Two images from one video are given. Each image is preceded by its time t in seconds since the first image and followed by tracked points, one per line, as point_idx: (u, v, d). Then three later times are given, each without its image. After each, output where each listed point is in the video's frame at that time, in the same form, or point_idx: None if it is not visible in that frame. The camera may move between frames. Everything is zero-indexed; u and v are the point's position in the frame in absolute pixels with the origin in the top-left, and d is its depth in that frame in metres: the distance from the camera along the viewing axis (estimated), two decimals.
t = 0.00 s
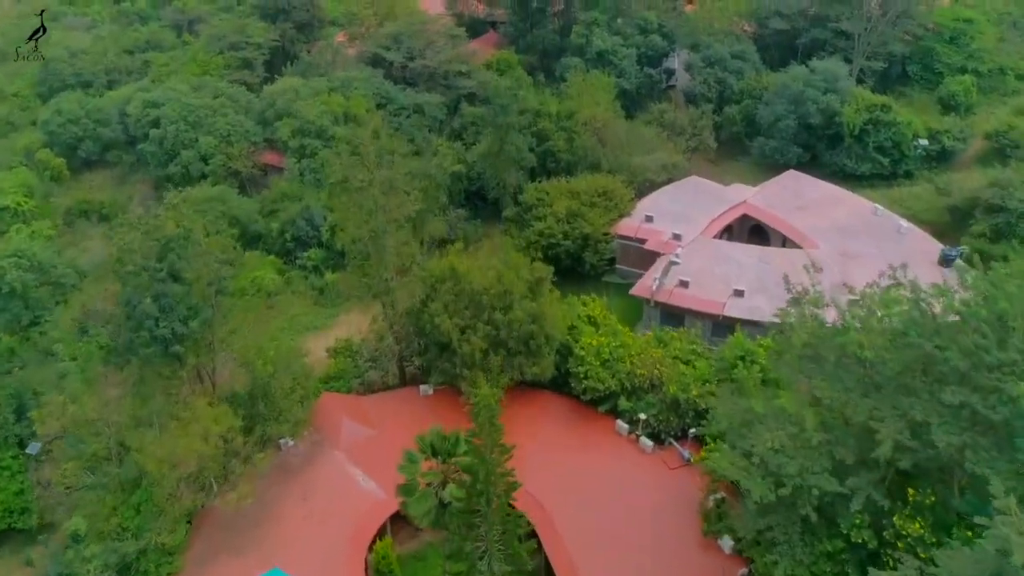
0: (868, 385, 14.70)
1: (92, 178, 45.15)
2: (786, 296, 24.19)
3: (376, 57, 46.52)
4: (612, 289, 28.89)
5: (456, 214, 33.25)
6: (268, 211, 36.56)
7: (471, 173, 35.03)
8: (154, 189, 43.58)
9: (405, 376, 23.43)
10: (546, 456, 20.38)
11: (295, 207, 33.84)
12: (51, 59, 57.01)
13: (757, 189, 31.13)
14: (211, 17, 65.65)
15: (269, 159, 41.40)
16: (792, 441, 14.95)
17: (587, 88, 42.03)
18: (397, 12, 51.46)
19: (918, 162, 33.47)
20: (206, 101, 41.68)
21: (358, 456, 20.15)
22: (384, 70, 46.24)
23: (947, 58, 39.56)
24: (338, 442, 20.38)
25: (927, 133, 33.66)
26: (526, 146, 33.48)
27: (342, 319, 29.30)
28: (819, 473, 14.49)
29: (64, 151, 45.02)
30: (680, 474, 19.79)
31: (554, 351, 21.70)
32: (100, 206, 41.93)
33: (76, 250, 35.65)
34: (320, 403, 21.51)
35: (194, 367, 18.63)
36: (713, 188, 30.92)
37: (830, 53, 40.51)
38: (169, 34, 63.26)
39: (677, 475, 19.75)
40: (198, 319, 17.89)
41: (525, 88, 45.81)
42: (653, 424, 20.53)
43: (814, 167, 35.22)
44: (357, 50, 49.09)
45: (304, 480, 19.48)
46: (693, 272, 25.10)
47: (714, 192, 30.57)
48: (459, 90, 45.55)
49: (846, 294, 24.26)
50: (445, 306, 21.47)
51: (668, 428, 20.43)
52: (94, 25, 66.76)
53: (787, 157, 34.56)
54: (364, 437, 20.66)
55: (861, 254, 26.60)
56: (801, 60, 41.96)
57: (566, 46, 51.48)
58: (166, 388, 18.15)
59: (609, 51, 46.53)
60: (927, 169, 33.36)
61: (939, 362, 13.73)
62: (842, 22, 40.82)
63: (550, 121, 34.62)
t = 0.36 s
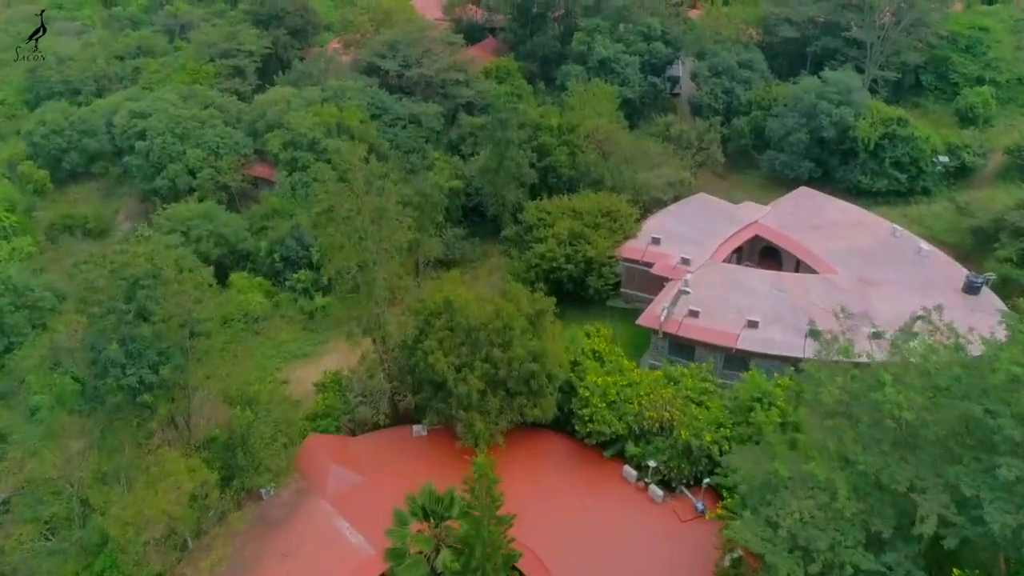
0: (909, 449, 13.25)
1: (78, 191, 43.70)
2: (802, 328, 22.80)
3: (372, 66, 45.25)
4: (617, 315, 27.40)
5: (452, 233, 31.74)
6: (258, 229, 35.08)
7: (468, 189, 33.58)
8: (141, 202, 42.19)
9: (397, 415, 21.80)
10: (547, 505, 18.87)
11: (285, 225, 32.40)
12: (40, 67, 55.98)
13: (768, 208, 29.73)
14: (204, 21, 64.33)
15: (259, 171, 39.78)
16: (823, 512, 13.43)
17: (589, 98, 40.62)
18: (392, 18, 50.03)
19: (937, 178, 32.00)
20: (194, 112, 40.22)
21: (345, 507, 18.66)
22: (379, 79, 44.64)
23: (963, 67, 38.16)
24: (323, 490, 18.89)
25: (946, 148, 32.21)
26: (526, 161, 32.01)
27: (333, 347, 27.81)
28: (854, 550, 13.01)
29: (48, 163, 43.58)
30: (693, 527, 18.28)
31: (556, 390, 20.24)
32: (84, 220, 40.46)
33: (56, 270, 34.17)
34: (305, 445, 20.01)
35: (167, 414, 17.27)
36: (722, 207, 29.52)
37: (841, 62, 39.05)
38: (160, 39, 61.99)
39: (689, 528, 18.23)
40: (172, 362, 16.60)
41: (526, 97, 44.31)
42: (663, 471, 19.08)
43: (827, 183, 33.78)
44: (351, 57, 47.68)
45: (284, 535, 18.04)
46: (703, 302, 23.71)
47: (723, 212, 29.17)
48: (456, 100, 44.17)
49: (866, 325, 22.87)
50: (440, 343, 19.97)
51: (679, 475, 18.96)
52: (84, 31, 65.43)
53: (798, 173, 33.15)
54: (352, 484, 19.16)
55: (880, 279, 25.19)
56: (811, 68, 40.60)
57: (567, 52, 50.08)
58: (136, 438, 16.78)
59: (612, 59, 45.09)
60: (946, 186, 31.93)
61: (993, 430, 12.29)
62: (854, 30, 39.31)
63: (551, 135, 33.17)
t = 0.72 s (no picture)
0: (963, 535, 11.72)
1: (61, 204, 42.19)
2: (822, 365, 21.28)
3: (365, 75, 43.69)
4: (622, 344, 25.85)
5: (449, 253, 30.19)
6: (246, 247, 33.59)
7: (466, 207, 32.08)
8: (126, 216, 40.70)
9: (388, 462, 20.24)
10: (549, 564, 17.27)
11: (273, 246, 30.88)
12: (25, 74, 54.66)
13: (781, 228, 28.21)
14: (195, 26, 62.92)
15: (248, 185, 38.14)
16: None
17: (592, 110, 39.19)
18: (388, 24, 48.54)
19: (958, 198, 30.55)
20: (180, 123, 38.64)
21: (329, 569, 17.25)
22: (374, 88, 43.10)
23: (980, 78, 36.80)
24: (308, 551, 17.53)
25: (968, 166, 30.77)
26: (526, 178, 30.46)
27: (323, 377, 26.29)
28: None
29: (30, 176, 42.05)
30: None
31: (559, 437, 18.73)
32: (66, 236, 38.91)
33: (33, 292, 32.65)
34: (288, 497, 18.57)
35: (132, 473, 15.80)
36: (733, 227, 28.02)
37: (854, 72, 37.65)
38: (151, 44, 60.69)
39: None
40: (136, 419, 15.18)
41: (526, 107, 42.84)
42: (676, 528, 17.56)
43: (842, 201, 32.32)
44: (344, 65, 46.27)
45: None
46: (716, 336, 22.19)
47: (734, 233, 27.64)
48: (454, 110, 42.71)
49: (890, 361, 21.36)
50: (434, 387, 18.46)
51: (694, 533, 17.46)
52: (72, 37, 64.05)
53: (812, 190, 31.71)
54: (339, 542, 17.76)
55: (903, 308, 23.65)
56: (821, 78, 39.47)
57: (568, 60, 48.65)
58: (97, 501, 15.30)
59: (615, 67, 43.54)
60: (967, 206, 30.49)
61: None
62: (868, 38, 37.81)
63: (553, 150, 31.72)
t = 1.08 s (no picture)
0: None
1: (44, 219, 40.69)
2: (846, 407, 19.71)
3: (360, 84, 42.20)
4: (629, 378, 24.23)
5: (446, 276, 28.65)
6: (233, 268, 32.07)
7: (464, 226, 30.56)
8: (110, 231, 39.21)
9: (378, 516, 18.72)
10: None
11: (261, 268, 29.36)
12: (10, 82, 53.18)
13: (796, 252, 26.66)
14: (188, 31, 61.48)
15: (238, 199, 36.77)
16: None
17: (595, 122, 37.69)
18: (383, 31, 46.99)
19: (982, 218, 29.04)
20: (165, 135, 37.06)
21: None
22: (368, 98, 41.53)
23: (1000, 89, 35.32)
24: None
25: (992, 184, 29.26)
26: (526, 196, 28.88)
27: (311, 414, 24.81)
28: None
29: (11, 190, 40.52)
30: None
31: (562, 494, 17.16)
32: (48, 253, 37.33)
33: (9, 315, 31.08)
34: (270, 556, 17.25)
35: (89, 548, 14.38)
36: (746, 251, 26.47)
37: (868, 83, 36.20)
38: (141, 50, 59.27)
39: None
40: (94, 493, 14.01)
41: (525, 118, 41.41)
42: None
43: (858, 221, 30.82)
44: (338, 74, 44.84)
45: None
46: (731, 374, 20.63)
47: (746, 257, 26.10)
48: (451, 121, 41.38)
49: (919, 403, 19.79)
50: (425, 439, 16.88)
51: None
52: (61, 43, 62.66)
53: (827, 209, 30.22)
54: None
55: (930, 341, 22.06)
56: (831, 90, 38.26)
57: (568, 68, 47.44)
58: None
59: (619, 76, 41.85)
60: (992, 227, 29.01)
61: None
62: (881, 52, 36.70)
63: (555, 167, 30.18)
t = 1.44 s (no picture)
0: None
1: (26, 235, 39.28)
2: (873, 455, 18.26)
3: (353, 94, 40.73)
4: (636, 414, 22.79)
5: (441, 302, 27.19)
6: (218, 290, 30.60)
7: (461, 247, 29.04)
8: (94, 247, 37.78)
9: None
10: None
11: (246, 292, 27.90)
12: None
13: (812, 277, 25.19)
14: (180, 36, 60.10)
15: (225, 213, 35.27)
16: None
17: (598, 135, 36.21)
18: (378, 38, 45.52)
19: (1007, 240, 27.62)
20: (149, 148, 35.57)
21: None
22: (362, 109, 39.99)
23: (1020, 100, 33.91)
24: None
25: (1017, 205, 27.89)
26: (527, 217, 27.43)
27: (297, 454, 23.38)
28: None
29: None
30: None
31: (567, 559, 15.63)
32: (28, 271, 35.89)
33: None
34: None
35: None
36: (758, 277, 25.03)
37: (882, 94, 34.63)
38: (131, 55, 57.87)
39: None
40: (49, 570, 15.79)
41: (525, 129, 39.86)
42: None
43: (875, 242, 29.40)
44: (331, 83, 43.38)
45: None
46: (747, 417, 19.16)
47: (760, 282, 24.62)
48: (448, 132, 39.91)
49: (951, 450, 18.36)
50: (417, 500, 15.41)
51: None
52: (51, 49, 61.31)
53: (843, 229, 28.78)
54: None
55: (959, 378, 20.64)
56: (843, 100, 36.82)
57: (569, 76, 46.03)
58: None
59: (623, 85, 40.41)
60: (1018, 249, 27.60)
61: None
62: (895, 62, 35.28)
63: (556, 184, 28.59)
